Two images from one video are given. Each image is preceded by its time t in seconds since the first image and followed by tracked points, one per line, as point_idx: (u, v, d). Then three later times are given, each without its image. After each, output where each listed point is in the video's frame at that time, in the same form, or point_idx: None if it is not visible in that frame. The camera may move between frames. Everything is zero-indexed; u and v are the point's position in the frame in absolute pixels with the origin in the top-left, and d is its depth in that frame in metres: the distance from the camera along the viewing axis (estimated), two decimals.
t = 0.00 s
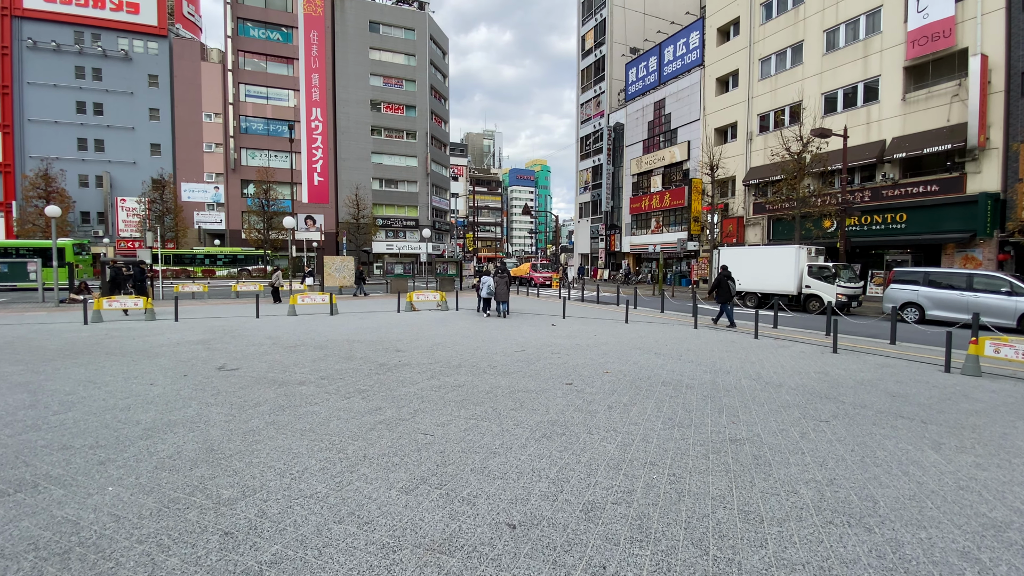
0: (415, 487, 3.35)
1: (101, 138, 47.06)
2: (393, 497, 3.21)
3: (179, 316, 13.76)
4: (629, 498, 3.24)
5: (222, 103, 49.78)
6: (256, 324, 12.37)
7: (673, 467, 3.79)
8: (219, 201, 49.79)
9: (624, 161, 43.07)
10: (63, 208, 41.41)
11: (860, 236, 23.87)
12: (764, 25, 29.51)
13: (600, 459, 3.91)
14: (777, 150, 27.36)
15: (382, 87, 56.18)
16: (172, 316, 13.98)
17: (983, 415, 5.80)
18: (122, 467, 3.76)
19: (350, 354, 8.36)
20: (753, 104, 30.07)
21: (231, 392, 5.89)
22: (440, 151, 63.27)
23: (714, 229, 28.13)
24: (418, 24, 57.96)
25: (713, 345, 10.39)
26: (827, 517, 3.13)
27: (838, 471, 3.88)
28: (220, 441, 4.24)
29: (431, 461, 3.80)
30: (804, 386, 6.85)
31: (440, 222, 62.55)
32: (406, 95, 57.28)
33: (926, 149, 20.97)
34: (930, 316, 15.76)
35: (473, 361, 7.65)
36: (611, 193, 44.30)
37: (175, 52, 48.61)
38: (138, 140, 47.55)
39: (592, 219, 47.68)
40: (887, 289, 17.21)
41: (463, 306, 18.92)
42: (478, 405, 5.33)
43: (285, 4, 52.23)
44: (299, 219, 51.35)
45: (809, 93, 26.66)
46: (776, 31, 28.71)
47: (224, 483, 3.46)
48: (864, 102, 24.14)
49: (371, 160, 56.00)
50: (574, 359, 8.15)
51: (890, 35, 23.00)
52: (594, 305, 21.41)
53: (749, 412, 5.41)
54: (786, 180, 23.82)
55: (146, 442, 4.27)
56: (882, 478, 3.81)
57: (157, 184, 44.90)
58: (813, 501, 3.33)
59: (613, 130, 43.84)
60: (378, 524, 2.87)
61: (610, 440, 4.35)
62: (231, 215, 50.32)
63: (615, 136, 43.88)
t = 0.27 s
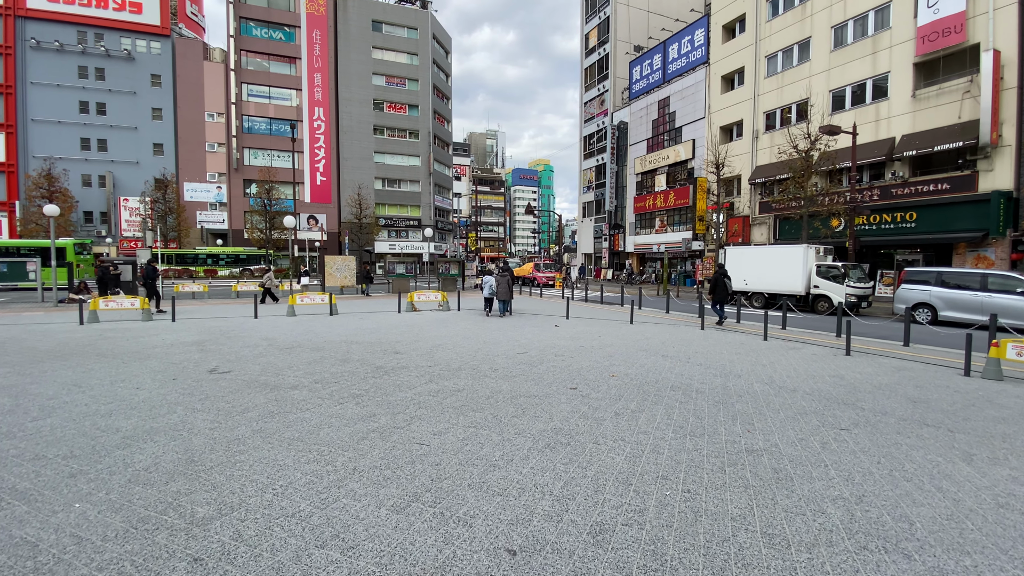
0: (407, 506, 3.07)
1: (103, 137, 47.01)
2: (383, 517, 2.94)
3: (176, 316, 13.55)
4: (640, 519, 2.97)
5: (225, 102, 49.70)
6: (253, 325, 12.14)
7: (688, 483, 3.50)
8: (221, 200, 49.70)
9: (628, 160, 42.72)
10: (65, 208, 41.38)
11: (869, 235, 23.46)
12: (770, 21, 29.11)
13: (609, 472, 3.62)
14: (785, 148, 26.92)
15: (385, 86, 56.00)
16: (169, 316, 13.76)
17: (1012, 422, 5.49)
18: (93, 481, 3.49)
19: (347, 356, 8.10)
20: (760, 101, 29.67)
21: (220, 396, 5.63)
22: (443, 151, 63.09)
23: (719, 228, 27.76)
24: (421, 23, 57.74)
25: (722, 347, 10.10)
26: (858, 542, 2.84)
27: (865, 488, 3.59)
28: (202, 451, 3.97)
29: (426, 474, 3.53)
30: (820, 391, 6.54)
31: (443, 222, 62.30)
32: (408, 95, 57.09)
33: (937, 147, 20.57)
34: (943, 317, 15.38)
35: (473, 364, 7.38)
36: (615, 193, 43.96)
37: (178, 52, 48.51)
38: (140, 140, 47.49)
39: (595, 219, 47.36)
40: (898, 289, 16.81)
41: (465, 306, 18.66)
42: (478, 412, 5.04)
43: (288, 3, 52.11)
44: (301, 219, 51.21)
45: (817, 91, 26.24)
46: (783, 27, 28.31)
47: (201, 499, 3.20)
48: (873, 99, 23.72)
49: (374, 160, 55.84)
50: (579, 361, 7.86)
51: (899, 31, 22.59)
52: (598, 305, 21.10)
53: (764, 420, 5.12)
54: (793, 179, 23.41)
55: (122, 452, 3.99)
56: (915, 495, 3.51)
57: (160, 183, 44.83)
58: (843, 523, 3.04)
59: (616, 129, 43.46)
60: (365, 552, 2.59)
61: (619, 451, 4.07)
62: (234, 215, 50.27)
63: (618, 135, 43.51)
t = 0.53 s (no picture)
0: (398, 528, 2.79)
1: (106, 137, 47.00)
2: (371, 541, 2.67)
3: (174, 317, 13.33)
4: (656, 543, 2.69)
5: (227, 102, 49.61)
6: (251, 325, 11.89)
7: (705, 502, 3.20)
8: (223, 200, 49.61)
9: (631, 159, 42.36)
10: (68, 208, 41.36)
11: (878, 234, 23.05)
12: (776, 18, 28.76)
13: (620, 487, 3.35)
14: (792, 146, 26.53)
15: (388, 86, 55.83)
16: (167, 317, 13.54)
17: None
18: (62, 496, 3.25)
19: (343, 358, 7.83)
20: (766, 99, 29.30)
21: (207, 401, 5.38)
22: (446, 150, 62.88)
23: (725, 227, 27.38)
24: (424, 22, 57.54)
25: (731, 349, 9.81)
26: (895, 569, 2.57)
27: (896, 505, 3.31)
28: (181, 463, 3.70)
29: (420, 490, 3.27)
30: (837, 397, 6.23)
31: (445, 222, 62.06)
32: (411, 94, 56.90)
33: (948, 144, 20.18)
34: (956, 318, 15.00)
35: (473, 367, 7.10)
36: (619, 192, 43.59)
37: (180, 51, 48.45)
38: (143, 139, 47.42)
39: (599, 218, 47.04)
40: (909, 289, 16.44)
41: (467, 306, 18.40)
42: (478, 419, 4.77)
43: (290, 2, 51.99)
44: (304, 219, 51.06)
45: (824, 88, 25.87)
46: (790, 24, 27.93)
47: (174, 518, 2.94)
48: (882, 96, 23.35)
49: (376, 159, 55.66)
50: (583, 364, 7.57)
51: (909, 27, 22.22)
52: (602, 306, 20.82)
53: (781, 428, 4.82)
54: (801, 177, 23.01)
55: (97, 463, 3.74)
56: (953, 515, 3.22)
57: (162, 183, 44.75)
58: (877, 549, 2.76)
59: (620, 128, 43.10)
60: None
61: (628, 463, 3.79)
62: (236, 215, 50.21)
63: (622, 134, 43.14)
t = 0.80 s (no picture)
0: (386, 561, 2.52)
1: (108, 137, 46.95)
2: None
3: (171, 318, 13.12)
4: None
5: (229, 102, 49.49)
6: (247, 328, 11.65)
7: (724, 529, 2.93)
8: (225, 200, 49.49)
9: (635, 158, 42.02)
10: (70, 208, 41.33)
11: (887, 234, 22.67)
12: (782, 15, 28.40)
13: (631, 512, 3.07)
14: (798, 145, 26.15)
15: (390, 85, 55.63)
16: (163, 318, 13.32)
17: None
18: (27, 519, 3.01)
19: (339, 362, 7.57)
20: (771, 97, 28.94)
21: (194, 410, 5.13)
22: (448, 150, 62.63)
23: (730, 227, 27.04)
24: (426, 21, 57.31)
25: (740, 352, 9.52)
26: None
27: (932, 531, 3.03)
28: (159, 483, 3.47)
29: (413, 514, 3.01)
30: (855, 406, 5.94)
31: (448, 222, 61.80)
32: (414, 94, 56.67)
33: (958, 142, 19.80)
34: (968, 320, 14.60)
35: (474, 373, 6.83)
36: (622, 191, 43.25)
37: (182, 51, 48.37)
38: (145, 139, 47.34)
39: (602, 218, 46.74)
40: (920, 292, 16.09)
41: (469, 308, 18.15)
42: (478, 431, 4.50)
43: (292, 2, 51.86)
44: (306, 219, 50.89)
45: (831, 86, 25.49)
46: (796, 21, 27.55)
47: (143, 548, 2.69)
48: (890, 94, 22.97)
49: (379, 159, 55.47)
50: (588, 370, 7.27)
51: (918, 23, 21.84)
52: (606, 307, 20.54)
53: (801, 441, 4.54)
54: (808, 176, 22.64)
55: (69, 481, 3.50)
56: (997, 543, 2.93)
57: (164, 183, 44.66)
58: None
59: (624, 127, 42.76)
60: None
61: (639, 482, 3.51)
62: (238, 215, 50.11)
63: (625, 133, 42.77)
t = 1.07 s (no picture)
0: None
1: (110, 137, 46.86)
2: None
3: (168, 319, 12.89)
4: None
5: (231, 101, 49.35)
6: (244, 328, 11.40)
7: (751, 553, 2.66)
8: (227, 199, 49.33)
9: (639, 157, 41.67)
10: (72, 207, 41.23)
11: (896, 233, 22.31)
12: (788, 12, 28.04)
13: (648, 534, 2.80)
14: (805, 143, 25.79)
15: (392, 84, 55.39)
16: (160, 318, 13.08)
17: None
18: None
19: (336, 365, 7.31)
20: (777, 95, 28.58)
21: (180, 415, 4.88)
22: (450, 149, 62.36)
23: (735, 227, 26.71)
24: (428, 20, 57.06)
25: (751, 354, 9.23)
26: None
27: (978, 556, 2.75)
28: (134, 498, 3.21)
29: (408, 535, 2.74)
30: (876, 411, 5.65)
31: (450, 221, 61.52)
32: (415, 93, 56.40)
33: (968, 140, 19.46)
34: (982, 320, 14.23)
35: (475, 376, 6.56)
36: (625, 191, 42.92)
37: (184, 51, 48.24)
38: (147, 139, 47.22)
39: (605, 218, 46.42)
40: (931, 292, 15.75)
41: (471, 308, 17.84)
42: (479, 439, 4.22)
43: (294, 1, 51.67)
44: (308, 218, 50.68)
45: (838, 83, 25.13)
46: (802, 18, 27.19)
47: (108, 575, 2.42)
48: (898, 91, 22.60)
49: (380, 158, 55.25)
50: (594, 373, 6.99)
51: (927, 19, 21.48)
52: (610, 307, 20.23)
53: (824, 451, 4.25)
54: (815, 174, 22.31)
55: (38, 496, 3.24)
56: None
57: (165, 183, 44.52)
58: None
59: (627, 126, 42.40)
60: None
61: (654, 498, 3.24)
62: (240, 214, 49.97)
63: (629, 132, 42.39)
